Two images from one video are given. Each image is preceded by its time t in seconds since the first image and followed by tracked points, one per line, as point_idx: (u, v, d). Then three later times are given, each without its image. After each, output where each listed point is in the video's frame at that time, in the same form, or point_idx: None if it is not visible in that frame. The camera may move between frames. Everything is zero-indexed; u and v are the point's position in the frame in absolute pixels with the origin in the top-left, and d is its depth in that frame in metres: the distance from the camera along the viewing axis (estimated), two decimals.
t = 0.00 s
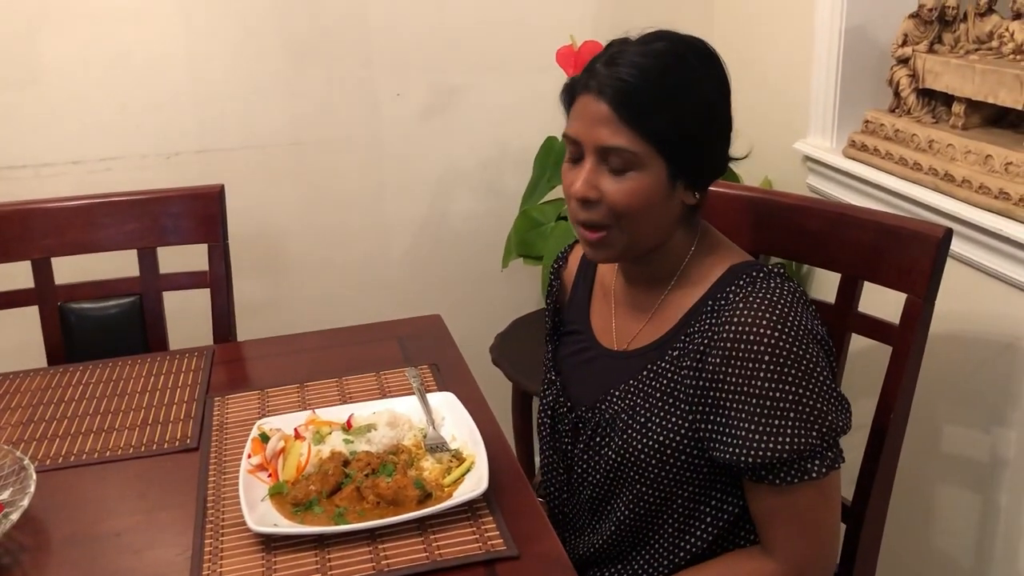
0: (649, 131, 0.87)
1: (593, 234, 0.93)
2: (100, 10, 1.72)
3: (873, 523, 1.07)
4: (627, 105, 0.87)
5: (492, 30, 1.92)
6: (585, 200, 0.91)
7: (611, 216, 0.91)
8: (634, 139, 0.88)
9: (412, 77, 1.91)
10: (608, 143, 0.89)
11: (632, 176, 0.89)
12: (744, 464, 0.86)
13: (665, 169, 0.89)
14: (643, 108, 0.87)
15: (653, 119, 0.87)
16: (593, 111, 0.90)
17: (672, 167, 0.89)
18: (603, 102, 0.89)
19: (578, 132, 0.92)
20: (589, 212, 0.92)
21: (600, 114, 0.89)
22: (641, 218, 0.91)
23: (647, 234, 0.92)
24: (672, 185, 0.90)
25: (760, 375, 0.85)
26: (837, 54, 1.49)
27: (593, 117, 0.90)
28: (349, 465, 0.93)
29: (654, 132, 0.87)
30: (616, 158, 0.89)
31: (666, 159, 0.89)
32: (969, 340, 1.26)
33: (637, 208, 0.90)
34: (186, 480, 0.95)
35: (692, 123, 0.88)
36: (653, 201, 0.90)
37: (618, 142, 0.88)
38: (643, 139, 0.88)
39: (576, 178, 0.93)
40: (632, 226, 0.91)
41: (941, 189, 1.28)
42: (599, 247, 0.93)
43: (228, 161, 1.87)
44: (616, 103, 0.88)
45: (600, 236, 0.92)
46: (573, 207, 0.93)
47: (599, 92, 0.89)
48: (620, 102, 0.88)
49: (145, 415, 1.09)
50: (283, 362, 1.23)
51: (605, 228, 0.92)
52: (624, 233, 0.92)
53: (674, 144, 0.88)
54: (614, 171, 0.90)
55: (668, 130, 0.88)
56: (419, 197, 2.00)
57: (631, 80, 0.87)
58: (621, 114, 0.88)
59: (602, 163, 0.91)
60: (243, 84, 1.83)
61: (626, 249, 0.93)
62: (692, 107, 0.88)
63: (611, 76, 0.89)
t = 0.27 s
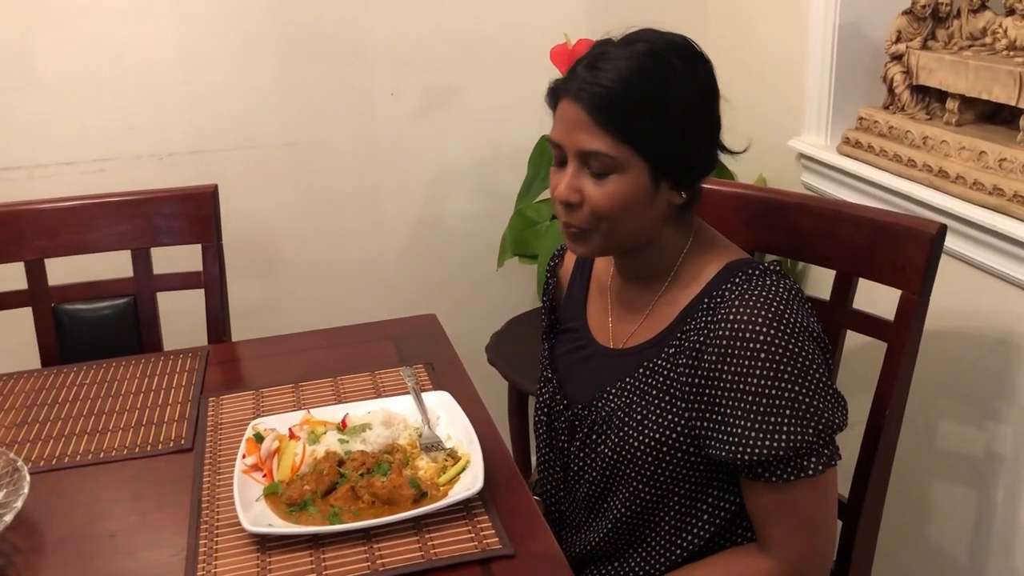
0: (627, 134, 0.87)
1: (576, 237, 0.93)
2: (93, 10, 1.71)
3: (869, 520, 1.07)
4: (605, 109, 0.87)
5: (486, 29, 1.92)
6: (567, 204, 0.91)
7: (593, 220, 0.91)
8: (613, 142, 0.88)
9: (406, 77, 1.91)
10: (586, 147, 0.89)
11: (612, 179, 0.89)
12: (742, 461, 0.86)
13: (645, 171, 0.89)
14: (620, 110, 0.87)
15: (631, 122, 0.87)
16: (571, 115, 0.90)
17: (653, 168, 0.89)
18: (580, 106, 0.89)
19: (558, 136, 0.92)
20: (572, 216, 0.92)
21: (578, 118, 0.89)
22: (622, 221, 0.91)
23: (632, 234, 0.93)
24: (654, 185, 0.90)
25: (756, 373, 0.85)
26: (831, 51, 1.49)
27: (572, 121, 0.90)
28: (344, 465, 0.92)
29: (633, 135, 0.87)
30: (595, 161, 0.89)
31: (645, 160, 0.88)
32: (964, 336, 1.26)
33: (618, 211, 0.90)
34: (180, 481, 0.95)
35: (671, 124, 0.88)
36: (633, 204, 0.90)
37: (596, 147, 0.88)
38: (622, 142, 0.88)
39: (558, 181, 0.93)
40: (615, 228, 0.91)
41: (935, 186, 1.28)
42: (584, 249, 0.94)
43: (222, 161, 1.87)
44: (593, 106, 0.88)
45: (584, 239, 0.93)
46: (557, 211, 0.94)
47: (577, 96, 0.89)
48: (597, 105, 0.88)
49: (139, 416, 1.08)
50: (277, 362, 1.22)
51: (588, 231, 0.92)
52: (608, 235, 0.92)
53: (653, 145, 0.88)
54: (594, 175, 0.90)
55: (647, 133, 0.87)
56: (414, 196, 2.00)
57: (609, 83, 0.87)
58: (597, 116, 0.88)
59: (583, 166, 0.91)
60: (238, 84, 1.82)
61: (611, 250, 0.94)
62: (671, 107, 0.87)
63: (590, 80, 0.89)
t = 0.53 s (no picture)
0: (605, 133, 0.88)
1: (561, 235, 0.94)
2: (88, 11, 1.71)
3: (865, 518, 1.08)
4: (583, 109, 0.88)
5: (481, 28, 1.92)
6: (549, 202, 0.92)
7: (575, 217, 0.91)
8: (590, 139, 0.88)
9: (402, 76, 1.91)
10: (565, 146, 0.89)
11: (591, 176, 0.89)
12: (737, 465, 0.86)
13: (623, 168, 0.89)
14: (595, 108, 0.87)
15: (609, 122, 0.87)
16: (549, 114, 0.91)
17: (630, 165, 0.89)
18: (558, 104, 0.89)
19: (541, 135, 0.93)
20: (555, 213, 0.93)
21: (555, 116, 0.90)
22: (604, 218, 0.91)
23: (615, 232, 0.93)
24: (634, 184, 0.90)
25: (751, 379, 0.86)
26: (825, 50, 1.50)
27: (550, 120, 0.91)
28: (341, 465, 0.92)
29: (610, 134, 0.88)
30: (573, 159, 0.90)
31: (623, 158, 0.89)
32: (959, 334, 1.26)
33: (599, 209, 0.90)
34: (177, 482, 0.95)
35: (648, 121, 0.88)
36: (614, 201, 0.90)
37: (574, 145, 0.89)
38: (599, 141, 0.88)
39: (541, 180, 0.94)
40: (597, 225, 0.92)
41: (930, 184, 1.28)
42: (569, 247, 0.94)
43: (218, 161, 1.87)
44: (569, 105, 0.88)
45: (568, 237, 0.93)
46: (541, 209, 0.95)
47: (555, 96, 0.90)
48: (573, 103, 0.88)
49: (136, 417, 1.08)
50: (274, 363, 1.22)
51: (571, 229, 0.93)
52: (591, 233, 0.92)
53: (630, 142, 0.88)
54: (574, 172, 0.90)
55: (623, 130, 0.87)
56: (410, 196, 2.00)
57: (584, 81, 0.88)
58: (572, 114, 0.88)
59: (563, 164, 0.91)
60: (233, 84, 1.82)
61: (596, 247, 0.94)
62: (648, 105, 0.87)
63: (567, 79, 0.90)
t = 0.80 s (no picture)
0: (593, 126, 0.88)
1: (550, 228, 0.94)
2: (82, 11, 1.71)
3: (861, 518, 1.07)
4: (572, 101, 0.88)
5: (477, 29, 1.91)
6: (538, 195, 0.92)
7: (563, 210, 0.91)
8: (576, 131, 0.88)
9: (397, 77, 1.90)
10: (552, 138, 0.89)
11: (578, 169, 0.89)
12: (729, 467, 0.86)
13: (610, 160, 0.88)
14: (582, 100, 0.87)
15: (598, 115, 0.87)
16: (537, 108, 0.91)
17: (617, 158, 0.88)
18: (546, 98, 0.90)
19: (531, 129, 0.93)
20: (543, 207, 0.93)
21: (543, 109, 0.90)
22: (592, 211, 0.90)
23: (604, 226, 0.92)
24: (622, 177, 0.89)
25: (746, 381, 0.85)
26: (821, 50, 1.49)
27: (538, 113, 0.91)
28: (335, 466, 0.92)
29: (599, 126, 0.87)
30: (561, 151, 0.89)
31: (609, 150, 0.88)
32: (954, 334, 1.26)
33: (586, 201, 0.90)
34: (171, 483, 0.94)
35: (635, 114, 0.87)
36: (601, 194, 0.89)
37: (560, 137, 0.89)
38: (587, 134, 0.88)
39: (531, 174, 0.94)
40: (585, 218, 0.91)
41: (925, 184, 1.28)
42: (559, 241, 0.94)
43: (213, 162, 1.86)
44: (556, 97, 0.89)
45: (558, 231, 0.93)
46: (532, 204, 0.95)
47: (544, 89, 0.90)
48: (560, 96, 0.89)
49: (130, 418, 1.08)
50: (268, 363, 1.22)
51: (559, 222, 0.92)
52: (580, 226, 0.92)
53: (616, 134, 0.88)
54: (561, 165, 0.90)
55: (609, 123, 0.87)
56: (406, 196, 2.00)
57: (571, 75, 0.88)
58: (559, 107, 0.89)
59: (551, 157, 0.91)
60: (229, 84, 1.82)
61: (585, 241, 0.93)
62: (634, 97, 0.87)
63: (555, 74, 0.90)
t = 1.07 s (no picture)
0: (584, 131, 0.88)
1: (545, 236, 0.94)
2: (79, 15, 1.71)
3: (857, 523, 1.07)
4: (562, 108, 0.89)
5: (474, 34, 1.92)
6: (531, 203, 0.93)
7: (556, 217, 0.91)
8: (566, 138, 0.89)
9: (394, 82, 1.90)
10: (543, 145, 0.90)
11: (569, 176, 0.90)
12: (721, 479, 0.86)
13: (600, 166, 0.89)
14: (571, 108, 0.88)
15: (587, 121, 0.88)
16: (529, 116, 0.92)
17: (607, 164, 0.89)
18: (537, 106, 0.91)
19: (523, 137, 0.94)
20: (537, 215, 0.93)
21: (534, 117, 0.91)
22: (584, 217, 0.91)
23: (598, 233, 0.92)
24: (614, 183, 0.89)
25: (741, 394, 0.85)
26: (817, 55, 1.50)
27: (530, 122, 0.92)
28: (331, 472, 0.92)
29: (587, 132, 0.88)
30: (552, 158, 0.90)
31: (600, 157, 0.89)
32: (951, 340, 1.26)
33: (578, 208, 0.90)
34: (167, 489, 0.94)
35: (624, 119, 0.87)
36: (593, 200, 0.90)
37: (551, 144, 0.90)
38: (577, 140, 0.88)
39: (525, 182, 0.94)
40: (578, 225, 0.91)
41: (921, 190, 1.29)
42: (554, 249, 0.94)
43: (210, 166, 1.86)
44: (546, 105, 0.90)
45: (552, 238, 0.94)
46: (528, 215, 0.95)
47: (534, 97, 0.91)
48: (549, 104, 0.89)
49: (126, 424, 1.08)
50: (265, 369, 1.22)
51: (553, 230, 0.93)
52: (573, 233, 0.92)
53: (606, 140, 0.88)
54: (553, 172, 0.91)
55: (599, 129, 0.88)
56: (403, 201, 2.00)
57: (561, 83, 0.89)
58: (549, 114, 0.90)
59: (543, 165, 0.92)
60: (226, 88, 1.82)
61: (579, 248, 0.93)
62: (624, 103, 0.87)
63: (546, 82, 0.91)
